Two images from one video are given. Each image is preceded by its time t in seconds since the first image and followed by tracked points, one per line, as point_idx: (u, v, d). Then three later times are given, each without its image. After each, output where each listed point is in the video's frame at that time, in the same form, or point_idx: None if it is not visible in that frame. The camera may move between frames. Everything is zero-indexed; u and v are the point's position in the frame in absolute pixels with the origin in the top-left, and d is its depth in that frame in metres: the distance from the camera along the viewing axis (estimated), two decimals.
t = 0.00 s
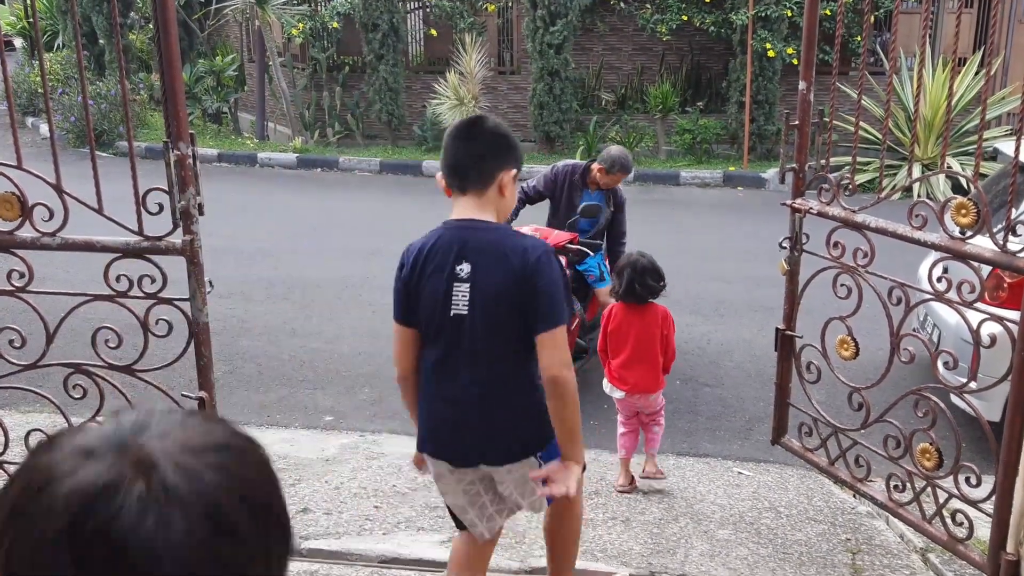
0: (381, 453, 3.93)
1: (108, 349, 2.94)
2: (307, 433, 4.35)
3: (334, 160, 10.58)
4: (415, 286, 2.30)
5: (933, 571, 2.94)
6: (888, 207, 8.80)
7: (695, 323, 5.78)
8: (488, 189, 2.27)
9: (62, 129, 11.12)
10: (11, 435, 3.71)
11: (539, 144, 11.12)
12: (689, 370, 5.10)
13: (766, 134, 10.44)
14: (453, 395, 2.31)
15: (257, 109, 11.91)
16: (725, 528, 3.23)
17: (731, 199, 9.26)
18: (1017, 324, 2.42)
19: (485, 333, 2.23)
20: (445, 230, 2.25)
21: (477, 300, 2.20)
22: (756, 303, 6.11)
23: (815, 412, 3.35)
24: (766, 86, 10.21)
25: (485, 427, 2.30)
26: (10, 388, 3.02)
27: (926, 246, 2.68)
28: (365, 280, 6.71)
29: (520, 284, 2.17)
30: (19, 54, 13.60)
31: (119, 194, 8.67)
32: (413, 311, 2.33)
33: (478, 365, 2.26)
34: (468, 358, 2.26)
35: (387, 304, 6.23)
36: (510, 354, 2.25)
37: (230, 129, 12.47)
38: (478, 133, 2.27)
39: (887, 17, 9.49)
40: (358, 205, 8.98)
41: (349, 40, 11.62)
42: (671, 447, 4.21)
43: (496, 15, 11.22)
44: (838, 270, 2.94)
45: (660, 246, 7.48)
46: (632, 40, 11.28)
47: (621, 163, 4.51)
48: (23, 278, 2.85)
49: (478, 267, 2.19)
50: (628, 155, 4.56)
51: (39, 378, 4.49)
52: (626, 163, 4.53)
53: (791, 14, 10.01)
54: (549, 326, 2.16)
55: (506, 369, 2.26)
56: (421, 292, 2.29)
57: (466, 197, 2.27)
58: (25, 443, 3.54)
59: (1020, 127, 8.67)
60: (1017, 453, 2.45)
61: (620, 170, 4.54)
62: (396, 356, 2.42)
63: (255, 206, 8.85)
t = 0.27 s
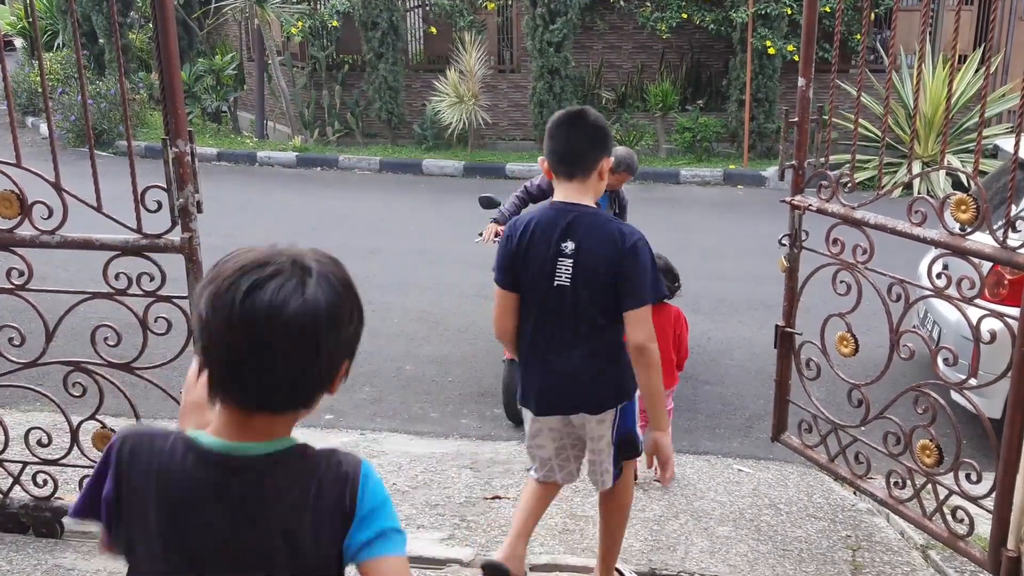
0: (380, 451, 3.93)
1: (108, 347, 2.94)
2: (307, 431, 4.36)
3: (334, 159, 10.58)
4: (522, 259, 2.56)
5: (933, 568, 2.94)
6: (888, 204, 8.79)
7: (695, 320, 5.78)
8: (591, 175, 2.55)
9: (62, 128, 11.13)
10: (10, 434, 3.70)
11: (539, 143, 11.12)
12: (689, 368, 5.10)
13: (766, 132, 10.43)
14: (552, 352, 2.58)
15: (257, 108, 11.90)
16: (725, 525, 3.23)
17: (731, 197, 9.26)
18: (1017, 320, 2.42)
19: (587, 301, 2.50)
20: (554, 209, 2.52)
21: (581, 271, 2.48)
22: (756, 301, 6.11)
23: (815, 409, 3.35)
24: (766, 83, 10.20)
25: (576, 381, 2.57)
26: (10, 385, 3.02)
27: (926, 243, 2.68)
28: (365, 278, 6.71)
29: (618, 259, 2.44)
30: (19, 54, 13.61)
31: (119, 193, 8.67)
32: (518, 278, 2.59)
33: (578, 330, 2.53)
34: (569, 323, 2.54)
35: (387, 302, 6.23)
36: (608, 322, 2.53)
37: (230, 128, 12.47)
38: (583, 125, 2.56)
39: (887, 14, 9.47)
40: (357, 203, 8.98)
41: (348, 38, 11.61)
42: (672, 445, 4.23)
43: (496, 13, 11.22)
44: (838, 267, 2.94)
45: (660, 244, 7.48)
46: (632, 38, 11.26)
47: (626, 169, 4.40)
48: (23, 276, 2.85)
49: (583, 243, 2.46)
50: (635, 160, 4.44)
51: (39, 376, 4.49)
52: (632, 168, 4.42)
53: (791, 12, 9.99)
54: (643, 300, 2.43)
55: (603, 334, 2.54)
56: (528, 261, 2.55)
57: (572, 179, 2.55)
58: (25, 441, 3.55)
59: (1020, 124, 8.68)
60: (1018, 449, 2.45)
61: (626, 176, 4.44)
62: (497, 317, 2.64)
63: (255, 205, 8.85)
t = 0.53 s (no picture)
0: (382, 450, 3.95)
1: (109, 348, 2.94)
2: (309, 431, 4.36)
3: (333, 159, 10.59)
4: (571, 229, 2.78)
5: (935, 560, 2.94)
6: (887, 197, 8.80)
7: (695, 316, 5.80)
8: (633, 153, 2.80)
9: (60, 131, 11.14)
10: (12, 436, 3.71)
11: (538, 140, 11.12)
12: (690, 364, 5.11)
13: (764, 127, 10.43)
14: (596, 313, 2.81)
15: (255, 107, 11.90)
16: (727, 520, 3.24)
17: (730, 192, 9.27)
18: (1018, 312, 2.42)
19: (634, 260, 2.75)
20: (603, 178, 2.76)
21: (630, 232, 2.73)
22: (756, 295, 6.12)
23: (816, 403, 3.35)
24: (764, 78, 10.19)
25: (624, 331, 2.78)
26: (12, 387, 3.02)
27: (926, 235, 2.68)
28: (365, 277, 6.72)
29: (662, 223, 2.72)
30: (17, 57, 13.61)
31: (118, 194, 8.68)
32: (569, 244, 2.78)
33: (626, 289, 2.77)
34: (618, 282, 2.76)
35: (387, 301, 6.24)
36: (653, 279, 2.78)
37: (228, 128, 12.47)
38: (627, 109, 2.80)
39: (885, 7, 9.47)
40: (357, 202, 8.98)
41: (346, 37, 11.60)
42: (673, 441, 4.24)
43: (493, 10, 11.21)
44: (838, 261, 2.94)
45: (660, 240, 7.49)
46: (630, 33, 11.25)
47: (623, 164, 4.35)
48: (22, 278, 2.85)
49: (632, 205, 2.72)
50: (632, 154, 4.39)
51: (40, 378, 4.50)
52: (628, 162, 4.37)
53: (788, 6, 9.99)
54: (690, 251, 2.70)
55: (648, 291, 2.78)
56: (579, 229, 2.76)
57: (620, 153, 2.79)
58: (27, 443, 3.55)
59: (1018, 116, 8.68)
60: (1019, 440, 2.45)
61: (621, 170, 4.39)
62: (533, 264, 2.75)
63: (254, 205, 8.85)
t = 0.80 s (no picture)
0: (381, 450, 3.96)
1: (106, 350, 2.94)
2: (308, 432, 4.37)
3: (329, 159, 10.60)
4: (609, 234, 2.93)
5: (933, 552, 2.95)
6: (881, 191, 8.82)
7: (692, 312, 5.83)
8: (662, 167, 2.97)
9: (56, 135, 11.15)
10: (11, 440, 3.72)
11: (534, 138, 11.13)
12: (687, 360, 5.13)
13: (760, 122, 10.44)
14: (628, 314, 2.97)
15: (251, 109, 11.90)
16: (726, 514, 3.25)
17: (726, 188, 9.28)
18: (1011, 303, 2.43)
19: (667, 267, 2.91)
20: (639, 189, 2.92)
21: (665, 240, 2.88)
22: (753, 291, 6.13)
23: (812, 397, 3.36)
24: (759, 74, 10.20)
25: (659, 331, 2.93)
26: (9, 391, 3.03)
27: (919, 228, 2.69)
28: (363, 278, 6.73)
29: (695, 234, 2.87)
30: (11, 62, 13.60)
31: (114, 198, 8.68)
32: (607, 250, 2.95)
33: (653, 291, 2.93)
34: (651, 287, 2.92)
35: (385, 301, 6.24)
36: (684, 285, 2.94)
37: (224, 130, 12.47)
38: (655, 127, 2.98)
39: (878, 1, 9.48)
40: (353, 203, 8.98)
41: (340, 38, 11.61)
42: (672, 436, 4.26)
43: (488, 9, 11.22)
44: (832, 255, 2.95)
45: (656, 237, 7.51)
46: (625, 31, 11.25)
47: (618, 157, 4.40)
48: (19, 282, 2.86)
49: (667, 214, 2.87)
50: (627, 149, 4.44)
51: (39, 382, 4.51)
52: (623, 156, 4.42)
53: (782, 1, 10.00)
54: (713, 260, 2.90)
55: (677, 294, 2.94)
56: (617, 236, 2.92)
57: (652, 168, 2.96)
58: (26, 447, 3.56)
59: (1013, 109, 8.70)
60: (1014, 430, 2.46)
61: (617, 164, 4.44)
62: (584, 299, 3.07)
63: (251, 206, 8.86)
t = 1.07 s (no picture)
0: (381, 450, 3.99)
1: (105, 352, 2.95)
2: (307, 432, 4.39)
3: (328, 160, 10.61)
4: (654, 238, 3.14)
5: (929, 548, 2.97)
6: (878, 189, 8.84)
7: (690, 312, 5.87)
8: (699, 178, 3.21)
9: (54, 137, 11.16)
10: (11, 442, 3.73)
11: (532, 138, 11.14)
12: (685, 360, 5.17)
13: (757, 121, 10.46)
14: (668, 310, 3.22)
15: (249, 111, 11.90)
16: (723, 512, 3.26)
17: (724, 187, 9.30)
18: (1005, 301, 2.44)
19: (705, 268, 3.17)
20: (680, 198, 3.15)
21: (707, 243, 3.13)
22: (750, 290, 6.16)
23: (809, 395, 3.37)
24: (756, 73, 10.22)
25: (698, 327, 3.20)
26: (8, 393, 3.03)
27: (914, 227, 2.70)
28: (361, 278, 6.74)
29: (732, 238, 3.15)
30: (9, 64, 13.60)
31: (113, 200, 8.69)
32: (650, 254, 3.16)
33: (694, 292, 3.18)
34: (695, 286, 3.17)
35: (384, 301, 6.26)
36: (719, 285, 3.21)
37: (222, 131, 12.48)
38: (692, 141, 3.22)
39: None
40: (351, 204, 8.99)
41: (338, 39, 11.61)
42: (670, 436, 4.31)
43: (485, 9, 11.23)
44: (828, 253, 2.95)
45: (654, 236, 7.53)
46: (622, 30, 11.26)
47: (602, 139, 4.46)
48: (18, 285, 2.86)
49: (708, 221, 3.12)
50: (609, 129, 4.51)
51: (39, 384, 4.52)
52: (605, 137, 4.48)
53: None
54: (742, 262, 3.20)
55: (715, 294, 3.20)
56: (663, 241, 3.13)
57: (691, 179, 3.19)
58: (26, 448, 3.57)
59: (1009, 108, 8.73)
60: (1008, 427, 2.48)
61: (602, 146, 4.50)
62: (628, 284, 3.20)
63: (249, 207, 8.87)
